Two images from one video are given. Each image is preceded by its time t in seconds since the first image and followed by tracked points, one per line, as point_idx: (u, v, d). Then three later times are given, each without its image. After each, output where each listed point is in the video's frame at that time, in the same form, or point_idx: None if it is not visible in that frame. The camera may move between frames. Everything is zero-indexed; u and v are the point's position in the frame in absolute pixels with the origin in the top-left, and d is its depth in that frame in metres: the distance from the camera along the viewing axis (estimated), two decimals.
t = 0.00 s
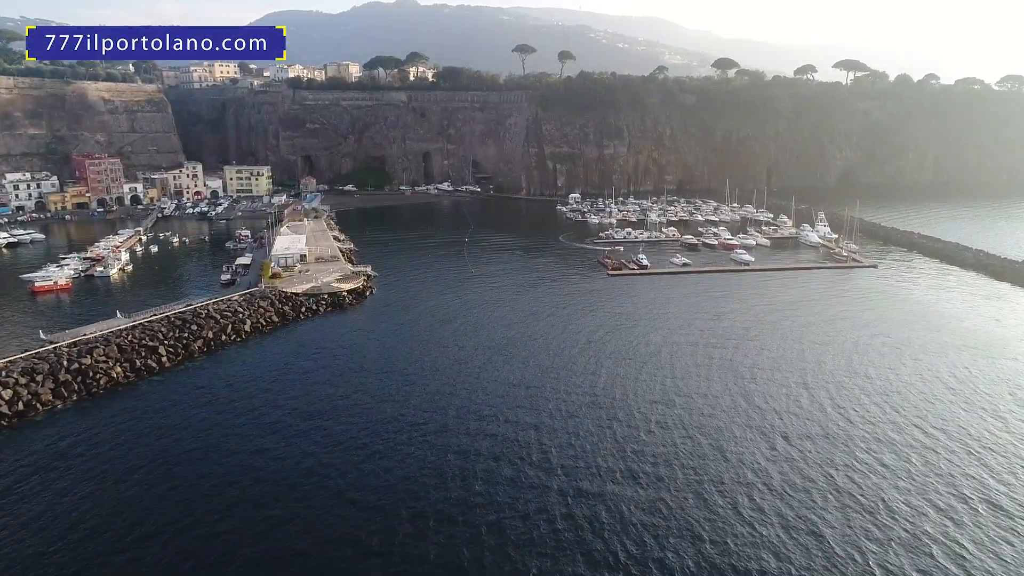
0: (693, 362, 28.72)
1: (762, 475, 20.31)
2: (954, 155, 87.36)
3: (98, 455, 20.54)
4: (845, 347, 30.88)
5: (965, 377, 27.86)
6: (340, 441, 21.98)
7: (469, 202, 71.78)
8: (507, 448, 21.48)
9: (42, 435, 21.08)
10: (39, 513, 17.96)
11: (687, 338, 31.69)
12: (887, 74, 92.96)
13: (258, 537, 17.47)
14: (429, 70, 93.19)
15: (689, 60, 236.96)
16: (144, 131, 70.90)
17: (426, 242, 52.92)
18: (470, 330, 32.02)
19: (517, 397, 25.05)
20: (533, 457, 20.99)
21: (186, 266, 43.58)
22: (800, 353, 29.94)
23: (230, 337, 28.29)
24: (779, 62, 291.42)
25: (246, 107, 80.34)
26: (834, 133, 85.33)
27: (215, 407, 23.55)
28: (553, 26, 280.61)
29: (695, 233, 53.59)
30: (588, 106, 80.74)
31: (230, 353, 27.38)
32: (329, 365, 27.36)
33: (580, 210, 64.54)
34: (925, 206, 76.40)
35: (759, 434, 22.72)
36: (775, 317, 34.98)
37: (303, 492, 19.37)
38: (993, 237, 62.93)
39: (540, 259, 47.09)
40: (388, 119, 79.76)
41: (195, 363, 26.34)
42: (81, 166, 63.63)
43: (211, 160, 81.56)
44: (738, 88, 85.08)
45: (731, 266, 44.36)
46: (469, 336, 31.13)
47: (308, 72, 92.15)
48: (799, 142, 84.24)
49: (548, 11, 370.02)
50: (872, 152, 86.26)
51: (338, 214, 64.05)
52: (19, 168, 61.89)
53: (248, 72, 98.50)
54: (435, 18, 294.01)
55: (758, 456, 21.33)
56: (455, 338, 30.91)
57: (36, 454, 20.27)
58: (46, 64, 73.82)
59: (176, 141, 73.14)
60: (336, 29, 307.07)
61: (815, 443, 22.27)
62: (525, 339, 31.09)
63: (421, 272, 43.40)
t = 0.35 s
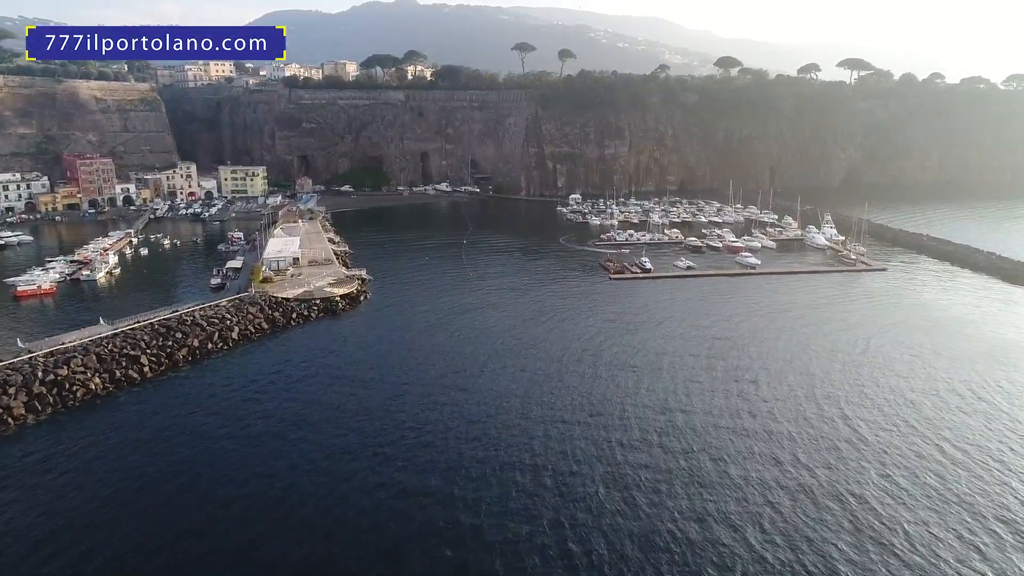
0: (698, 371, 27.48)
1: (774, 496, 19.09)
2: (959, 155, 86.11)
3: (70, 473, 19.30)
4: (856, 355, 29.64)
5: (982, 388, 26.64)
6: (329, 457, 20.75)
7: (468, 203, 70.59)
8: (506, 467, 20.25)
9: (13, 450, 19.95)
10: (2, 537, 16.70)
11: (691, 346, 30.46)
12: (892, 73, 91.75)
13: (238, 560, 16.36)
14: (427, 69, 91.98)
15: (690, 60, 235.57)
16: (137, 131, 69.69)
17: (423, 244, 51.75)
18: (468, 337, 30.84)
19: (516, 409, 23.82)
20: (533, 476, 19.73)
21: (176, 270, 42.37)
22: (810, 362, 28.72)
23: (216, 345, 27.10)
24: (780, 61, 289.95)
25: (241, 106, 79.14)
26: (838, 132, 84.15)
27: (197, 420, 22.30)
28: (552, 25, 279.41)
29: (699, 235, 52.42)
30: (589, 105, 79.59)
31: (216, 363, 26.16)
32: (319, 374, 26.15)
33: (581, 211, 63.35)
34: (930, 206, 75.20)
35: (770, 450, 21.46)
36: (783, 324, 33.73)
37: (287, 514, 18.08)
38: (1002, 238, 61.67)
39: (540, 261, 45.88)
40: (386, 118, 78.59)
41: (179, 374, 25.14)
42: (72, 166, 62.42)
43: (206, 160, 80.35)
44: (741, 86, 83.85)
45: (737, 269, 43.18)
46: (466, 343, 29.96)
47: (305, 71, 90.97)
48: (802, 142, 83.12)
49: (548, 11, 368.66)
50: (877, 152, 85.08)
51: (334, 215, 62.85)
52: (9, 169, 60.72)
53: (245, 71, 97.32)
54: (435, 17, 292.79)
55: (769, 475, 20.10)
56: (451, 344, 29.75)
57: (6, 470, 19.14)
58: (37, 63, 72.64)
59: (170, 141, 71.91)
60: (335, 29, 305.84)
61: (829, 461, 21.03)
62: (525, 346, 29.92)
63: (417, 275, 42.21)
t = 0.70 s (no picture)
0: (704, 382, 26.21)
1: (789, 523, 17.82)
2: (964, 156, 84.86)
3: (36, 494, 18.05)
4: (869, 365, 28.36)
5: (1001, 399, 25.40)
6: (315, 474, 19.54)
7: (466, 203, 69.39)
8: (502, 485, 19.06)
9: None
10: None
11: (697, 354, 29.21)
12: (897, 72, 90.44)
13: None
14: (425, 68, 90.69)
15: (691, 60, 234.23)
16: (129, 130, 68.38)
17: (420, 246, 50.54)
18: (465, 344, 29.65)
19: (514, 422, 22.59)
20: (531, 496, 18.57)
21: (165, 274, 41.02)
22: (821, 372, 27.46)
23: (200, 354, 25.83)
24: (781, 60, 288.31)
25: (236, 105, 77.82)
26: (842, 132, 82.93)
27: (177, 435, 21.04)
28: (552, 25, 279.17)
29: (703, 237, 51.23)
30: (590, 104, 78.40)
31: (199, 373, 24.92)
32: (308, 384, 24.93)
33: (581, 212, 62.15)
34: (936, 207, 73.93)
35: (783, 471, 20.18)
36: (792, 331, 32.49)
37: (269, 538, 16.85)
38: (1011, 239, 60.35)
39: (540, 264, 44.63)
40: (383, 118, 77.36)
41: (160, 385, 23.88)
42: (62, 167, 61.09)
43: (201, 160, 79.13)
44: (744, 84, 82.45)
45: (743, 272, 41.95)
46: (463, 351, 28.75)
47: (301, 70, 89.70)
48: (805, 141, 81.94)
49: (548, 10, 367.18)
50: (881, 152, 83.84)
51: (330, 216, 61.64)
52: None
53: (240, 70, 95.99)
54: (434, 17, 291.45)
55: (783, 499, 18.82)
56: (448, 352, 28.51)
57: None
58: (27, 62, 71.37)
59: (163, 141, 70.61)
60: (335, 29, 304.55)
61: (846, 483, 19.76)
62: (523, 353, 28.73)
63: (413, 278, 40.98)
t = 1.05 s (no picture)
0: (713, 392, 24.96)
1: (808, 552, 16.59)
2: (970, 156, 83.75)
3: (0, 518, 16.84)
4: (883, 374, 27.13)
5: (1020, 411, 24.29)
6: (301, 493, 18.37)
7: (465, 204, 68.29)
8: (499, 506, 17.89)
9: None
10: None
11: (704, 361, 27.96)
12: (901, 71, 89.36)
13: None
14: (424, 67, 89.56)
15: (691, 59, 233.13)
16: (121, 130, 67.16)
17: (418, 248, 49.40)
18: (462, 351, 28.46)
19: (513, 437, 21.35)
20: (530, 518, 17.40)
21: (153, 278, 39.81)
22: (834, 381, 26.19)
23: (183, 365, 24.63)
24: (782, 59, 287.20)
25: (231, 104, 76.61)
26: (846, 131, 81.79)
27: (155, 451, 19.84)
28: (552, 24, 278.10)
29: (707, 239, 50.08)
30: (591, 103, 77.26)
31: (182, 385, 23.66)
32: (296, 396, 23.68)
33: (582, 213, 61.03)
34: (942, 208, 72.86)
35: (799, 492, 18.95)
36: (802, 336, 31.25)
37: (249, 566, 15.68)
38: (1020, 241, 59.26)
39: (541, 267, 43.46)
40: (380, 117, 76.20)
41: (139, 398, 22.64)
42: (52, 167, 59.88)
43: (195, 161, 77.95)
44: (748, 84, 81.38)
45: (749, 276, 40.78)
46: (460, 359, 27.57)
47: (298, 69, 88.53)
48: (809, 141, 80.82)
49: (547, 9, 365.99)
50: (885, 152, 82.78)
51: (326, 217, 60.47)
52: None
53: (236, 69, 94.82)
54: (433, 16, 290.36)
55: (801, 524, 17.59)
56: (444, 361, 27.33)
57: None
58: (18, 60, 70.14)
59: (156, 141, 69.41)
60: (333, 29, 303.37)
61: (866, 505, 18.54)
62: (523, 362, 27.56)
63: (410, 281, 39.81)
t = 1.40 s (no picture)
0: (721, 407, 23.67)
1: None
2: (975, 156, 82.58)
3: None
4: (899, 386, 25.85)
5: None
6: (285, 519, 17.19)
7: (464, 206, 67.14)
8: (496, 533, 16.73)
9: None
10: None
11: (711, 372, 26.70)
12: (906, 70, 88.17)
13: None
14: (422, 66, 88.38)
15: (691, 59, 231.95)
16: (113, 130, 65.90)
17: (415, 251, 48.21)
18: (458, 361, 27.26)
19: (511, 458, 20.14)
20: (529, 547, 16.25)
21: (140, 283, 38.55)
22: (847, 394, 24.93)
23: (165, 378, 23.41)
24: (782, 58, 286.15)
25: (226, 104, 75.37)
26: (851, 131, 80.59)
27: (131, 472, 18.65)
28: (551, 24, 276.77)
29: (711, 242, 48.91)
30: (591, 102, 76.05)
31: (162, 398, 22.45)
32: (283, 410, 22.50)
33: (582, 215, 59.88)
34: (948, 208, 71.71)
35: (817, 520, 17.68)
36: (812, 344, 30.01)
37: None
38: None
39: (541, 270, 42.28)
40: (377, 117, 75.08)
41: (116, 413, 21.40)
42: (41, 168, 58.63)
43: (189, 161, 76.72)
44: (750, 83, 80.25)
45: (755, 280, 39.59)
46: (457, 369, 26.38)
47: (294, 69, 87.36)
48: (813, 141, 79.59)
49: (547, 9, 364.77)
50: (890, 152, 81.58)
51: (322, 219, 59.30)
52: None
53: (232, 69, 93.58)
54: (431, 16, 289.01)
55: (821, 558, 16.34)
56: (440, 371, 26.13)
57: None
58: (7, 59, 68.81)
59: (149, 141, 68.17)
60: (331, 28, 301.93)
61: (887, 535, 17.27)
62: (522, 372, 26.35)
63: (406, 285, 38.61)
